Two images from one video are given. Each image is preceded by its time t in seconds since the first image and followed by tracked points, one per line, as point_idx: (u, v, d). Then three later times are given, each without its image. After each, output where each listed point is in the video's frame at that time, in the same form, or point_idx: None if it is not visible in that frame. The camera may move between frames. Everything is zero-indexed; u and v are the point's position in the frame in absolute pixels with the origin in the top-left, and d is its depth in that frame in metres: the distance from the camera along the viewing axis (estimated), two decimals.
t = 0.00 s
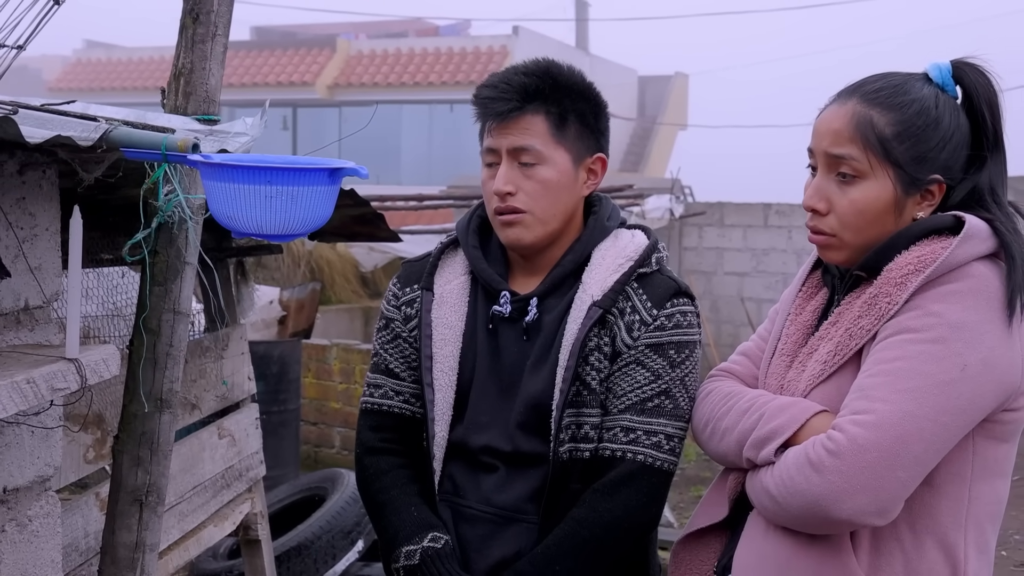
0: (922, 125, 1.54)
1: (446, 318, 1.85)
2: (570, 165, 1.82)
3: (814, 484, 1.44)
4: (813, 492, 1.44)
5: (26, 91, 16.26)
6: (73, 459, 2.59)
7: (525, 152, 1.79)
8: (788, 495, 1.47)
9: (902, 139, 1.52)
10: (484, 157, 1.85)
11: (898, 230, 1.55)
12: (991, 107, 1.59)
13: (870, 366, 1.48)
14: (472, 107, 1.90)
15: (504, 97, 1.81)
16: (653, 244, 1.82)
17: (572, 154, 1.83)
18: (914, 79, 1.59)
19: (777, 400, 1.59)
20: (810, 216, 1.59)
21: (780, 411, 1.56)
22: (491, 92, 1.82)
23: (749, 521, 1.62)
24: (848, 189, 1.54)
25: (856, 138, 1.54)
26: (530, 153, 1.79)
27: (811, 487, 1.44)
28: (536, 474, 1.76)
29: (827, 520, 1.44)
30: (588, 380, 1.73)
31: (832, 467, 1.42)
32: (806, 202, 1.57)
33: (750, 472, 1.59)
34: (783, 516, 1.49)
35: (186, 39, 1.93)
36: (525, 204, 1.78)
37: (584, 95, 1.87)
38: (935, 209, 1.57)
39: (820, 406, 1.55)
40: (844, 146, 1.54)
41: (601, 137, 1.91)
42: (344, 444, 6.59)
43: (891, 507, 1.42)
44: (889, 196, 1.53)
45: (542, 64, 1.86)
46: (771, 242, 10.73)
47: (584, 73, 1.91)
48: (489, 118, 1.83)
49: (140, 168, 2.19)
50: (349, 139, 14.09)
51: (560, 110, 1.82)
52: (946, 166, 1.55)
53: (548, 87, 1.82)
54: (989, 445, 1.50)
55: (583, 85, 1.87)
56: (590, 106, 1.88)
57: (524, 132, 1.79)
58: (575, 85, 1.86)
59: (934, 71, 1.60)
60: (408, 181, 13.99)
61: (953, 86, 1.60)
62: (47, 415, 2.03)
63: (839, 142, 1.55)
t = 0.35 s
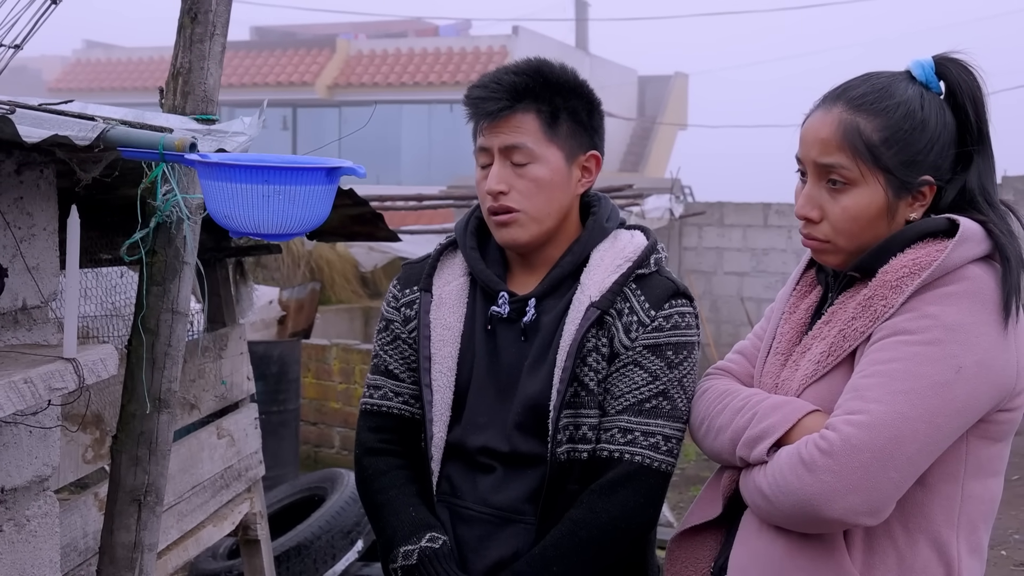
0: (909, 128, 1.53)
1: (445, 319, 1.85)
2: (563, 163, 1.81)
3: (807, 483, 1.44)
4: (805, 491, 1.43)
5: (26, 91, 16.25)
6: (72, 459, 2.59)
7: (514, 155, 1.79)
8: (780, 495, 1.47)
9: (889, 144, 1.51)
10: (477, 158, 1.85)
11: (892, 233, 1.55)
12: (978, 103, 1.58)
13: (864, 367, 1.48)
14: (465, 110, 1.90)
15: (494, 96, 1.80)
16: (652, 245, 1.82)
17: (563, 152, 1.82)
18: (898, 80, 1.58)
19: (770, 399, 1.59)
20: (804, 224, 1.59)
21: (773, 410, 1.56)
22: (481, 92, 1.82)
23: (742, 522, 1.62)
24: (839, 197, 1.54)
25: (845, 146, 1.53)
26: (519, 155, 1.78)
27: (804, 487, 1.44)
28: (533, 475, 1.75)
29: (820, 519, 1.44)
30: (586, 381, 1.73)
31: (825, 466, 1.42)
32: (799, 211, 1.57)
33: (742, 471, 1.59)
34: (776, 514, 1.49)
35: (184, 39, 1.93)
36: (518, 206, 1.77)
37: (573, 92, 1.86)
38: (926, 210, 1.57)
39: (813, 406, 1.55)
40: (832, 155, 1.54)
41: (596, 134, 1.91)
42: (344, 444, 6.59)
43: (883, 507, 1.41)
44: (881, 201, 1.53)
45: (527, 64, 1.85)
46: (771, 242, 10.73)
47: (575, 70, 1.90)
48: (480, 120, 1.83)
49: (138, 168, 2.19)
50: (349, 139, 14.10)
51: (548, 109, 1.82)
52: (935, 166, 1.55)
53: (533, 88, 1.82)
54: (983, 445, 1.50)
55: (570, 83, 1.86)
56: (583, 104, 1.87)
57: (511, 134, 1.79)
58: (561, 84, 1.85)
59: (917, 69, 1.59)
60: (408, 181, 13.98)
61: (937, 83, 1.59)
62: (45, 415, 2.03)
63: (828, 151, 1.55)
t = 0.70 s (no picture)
0: (908, 131, 1.53)
1: (444, 319, 1.85)
2: (563, 160, 1.81)
3: (810, 485, 1.43)
4: (808, 493, 1.43)
5: (28, 92, 16.27)
6: (72, 459, 2.59)
7: (513, 153, 1.79)
8: (782, 497, 1.47)
9: (890, 149, 1.51)
10: (478, 154, 1.85)
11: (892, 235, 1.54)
12: (975, 102, 1.58)
13: (866, 368, 1.47)
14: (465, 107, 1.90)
15: (495, 92, 1.80)
16: (652, 245, 1.81)
17: (561, 150, 1.81)
18: (895, 81, 1.58)
19: (768, 400, 1.59)
20: (804, 229, 1.57)
21: (772, 411, 1.55)
22: (481, 88, 1.82)
23: (742, 523, 1.62)
24: (840, 201, 1.53)
25: (845, 151, 1.52)
26: (517, 154, 1.78)
27: (806, 489, 1.43)
28: (532, 475, 1.75)
29: (823, 521, 1.43)
30: (584, 381, 1.73)
31: (828, 468, 1.42)
32: (800, 217, 1.56)
33: (742, 472, 1.58)
34: (778, 516, 1.49)
35: (184, 39, 1.93)
36: (515, 203, 1.77)
37: (572, 92, 1.85)
38: (926, 210, 1.56)
39: (811, 406, 1.55)
40: (833, 160, 1.53)
41: (596, 133, 1.91)
42: (345, 444, 6.59)
43: (886, 508, 1.41)
44: (882, 205, 1.52)
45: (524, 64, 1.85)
46: (772, 242, 10.73)
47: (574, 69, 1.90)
48: (480, 119, 1.84)
49: (138, 168, 2.19)
50: (349, 139, 14.10)
51: (548, 108, 1.81)
52: (933, 167, 1.54)
53: (534, 85, 1.82)
54: (984, 444, 1.50)
55: (568, 83, 1.85)
56: (582, 102, 1.87)
57: (509, 133, 1.79)
58: (560, 83, 1.84)
59: (912, 69, 1.59)
60: (409, 181, 13.98)
61: (933, 83, 1.59)
62: (44, 415, 2.03)
63: (828, 156, 1.53)
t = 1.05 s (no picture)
0: (907, 133, 1.53)
1: (442, 322, 1.85)
2: (563, 167, 1.81)
3: (803, 476, 1.44)
4: (801, 484, 1.44)
5: (31, 95, 16.31)
6: (73, 459, 2.60)
7: (513, 163, 1.78)
8: (775, 489, 1.47)
9: (891, 152, 1.51)
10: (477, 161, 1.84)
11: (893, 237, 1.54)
12: (973, 102, 1.58)
13: (864, 363, 1.48)
14: (462, 113, 1.89)
15: (495, 101, 1.80)
16: (650, 245, 1.81)
17: (561, 157, 1.81)
18: (893, 83, 1.57)
19: (765, 400, 1.59)
20: (805, 233, 1.57)
21: (769, 410, 1.56)
22: (481, 96, 1.82)
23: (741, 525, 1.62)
24: (842, 205, 1.53)
25: (846, 154, 1.52)
26: (518, 163, 1.78)
27: (799, 480, 1.44)
28: (529, 476, 1.75)
29: (816, 513, 1.43)
30: (582, 382, 1.73)
31: (821, 459, 1.42)
32: (801, 221, 1.55)
33: (739, 470, 1.58)
34: (771, 508, 1.49)
35: (184, 40, 1.93)
36: (517, 213, 1.77)
37: (571, 98, 1.86)
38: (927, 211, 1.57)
39: (809, 406, 1.55)
40: (834, 164, 1.52)
41: (595, 137, 1.91)
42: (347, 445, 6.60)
43: (879, 501, 1.41)
44: (883, 208, 1.52)
45: (521, 70, 1.84)
46: (773, 242, 10.72)
47: (571, 72, 1.89)
48: (478, 127, 1.83)
49: (139, 169, 2.19)
50: (351, 140, 14.11)
51: (548, 116, 1.81)
52: (932, 168, 1.54)
53: (533, 92, 1.82)
54: (982, 443, 1.49)
55: (565, 87, 1.86)
56: (581, 107, 1.87)
57: (508, 142, 1.78)
58: (558, 89, 1.85)
59: (908, 69, 1.59)
60: (410, 182, 13.99)
61: (931, 83, 1.58)
62: (45, 417, 2.04)
63: (829, 159, 1.53)
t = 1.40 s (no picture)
0: (899, 133, 1.53)
1: (436, 326, 1.87)
2: (562, 198, 1.78)
3: (806, 489, 1.43)
4: (804, 497, 1.43)
5: (34, 96, 16.34)
6: (76, 461, 2.60)
7: (513, 204, 1.74)
8: (779, 501, 1.47)
9: (884, 154, 1.51)
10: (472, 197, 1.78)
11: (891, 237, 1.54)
12: (964, 99, 1.58)
13: (863, 372, 1.47)
14: (453, 142, 1.81)
15: (488, 148, 1.72)
16: (648, 246, 1.81)
17: (560, 188, 1.77)
18: (882, 83, 1.58)
19: (765, 406, 1.59)
20: (803, 237, 1.57)
21: (767, 416, 1.56)
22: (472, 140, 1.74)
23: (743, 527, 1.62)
24: (839, 209, 1.53)
25: (839, 157, 1.52)
26: (518, 205, 1.73)
27: (803, 493, 1.44)
28: (528, 476, 1.75)
29: (819, 525, 1.43)
30: (580, 386, 1.72)
31: (823, 472, 1.42)
32: (798, 225, 1.55)
33: (741, 477, 1.58)
34: (776, 520, 1.49)
35: (187, 42, 1.94)
36: (521, 248, 1.76)
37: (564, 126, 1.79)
38: (923, 211, 1.57)
39: (808, 410, 1.55)
40: (827, 167, 1.53)
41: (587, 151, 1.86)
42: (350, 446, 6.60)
43: (882, 511, 1.41)
44: (879, 209, 1.52)
45: (507, 104, 1.75)
46: (776, 243, 10.72)
47: (564, 91, 1.81)
48: (469, 170, 1.75)
49: (141, 171, 2.20)
50: (353, 141, 14.12)
51: (543, 153, 1.73)
52: (926, 167, 1.54)
53: (526, 132, 1.73)
54: (982, 446, 1.49)
55: (553, 113, 1.77)
56: (574, 127, 1.81)
57: (508, 186, 1.72)
58: (548, 122, 1.76)
59: (898, 69, 1.59)
60: (413, 183, 13.99)
61: (921, 82, 1.59)
62: (48, 417, 2.04)
63: (822, 162, 1.53)
